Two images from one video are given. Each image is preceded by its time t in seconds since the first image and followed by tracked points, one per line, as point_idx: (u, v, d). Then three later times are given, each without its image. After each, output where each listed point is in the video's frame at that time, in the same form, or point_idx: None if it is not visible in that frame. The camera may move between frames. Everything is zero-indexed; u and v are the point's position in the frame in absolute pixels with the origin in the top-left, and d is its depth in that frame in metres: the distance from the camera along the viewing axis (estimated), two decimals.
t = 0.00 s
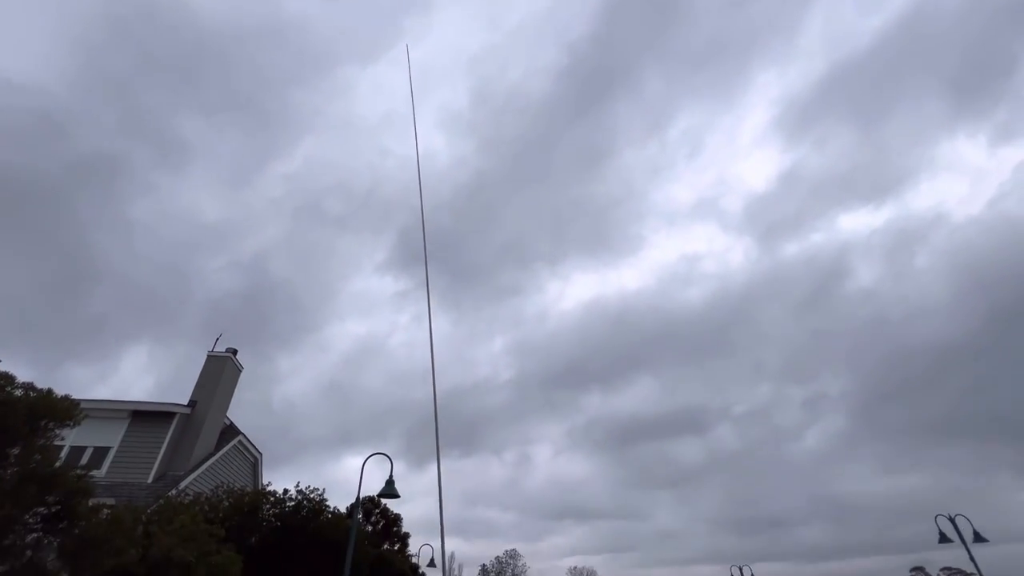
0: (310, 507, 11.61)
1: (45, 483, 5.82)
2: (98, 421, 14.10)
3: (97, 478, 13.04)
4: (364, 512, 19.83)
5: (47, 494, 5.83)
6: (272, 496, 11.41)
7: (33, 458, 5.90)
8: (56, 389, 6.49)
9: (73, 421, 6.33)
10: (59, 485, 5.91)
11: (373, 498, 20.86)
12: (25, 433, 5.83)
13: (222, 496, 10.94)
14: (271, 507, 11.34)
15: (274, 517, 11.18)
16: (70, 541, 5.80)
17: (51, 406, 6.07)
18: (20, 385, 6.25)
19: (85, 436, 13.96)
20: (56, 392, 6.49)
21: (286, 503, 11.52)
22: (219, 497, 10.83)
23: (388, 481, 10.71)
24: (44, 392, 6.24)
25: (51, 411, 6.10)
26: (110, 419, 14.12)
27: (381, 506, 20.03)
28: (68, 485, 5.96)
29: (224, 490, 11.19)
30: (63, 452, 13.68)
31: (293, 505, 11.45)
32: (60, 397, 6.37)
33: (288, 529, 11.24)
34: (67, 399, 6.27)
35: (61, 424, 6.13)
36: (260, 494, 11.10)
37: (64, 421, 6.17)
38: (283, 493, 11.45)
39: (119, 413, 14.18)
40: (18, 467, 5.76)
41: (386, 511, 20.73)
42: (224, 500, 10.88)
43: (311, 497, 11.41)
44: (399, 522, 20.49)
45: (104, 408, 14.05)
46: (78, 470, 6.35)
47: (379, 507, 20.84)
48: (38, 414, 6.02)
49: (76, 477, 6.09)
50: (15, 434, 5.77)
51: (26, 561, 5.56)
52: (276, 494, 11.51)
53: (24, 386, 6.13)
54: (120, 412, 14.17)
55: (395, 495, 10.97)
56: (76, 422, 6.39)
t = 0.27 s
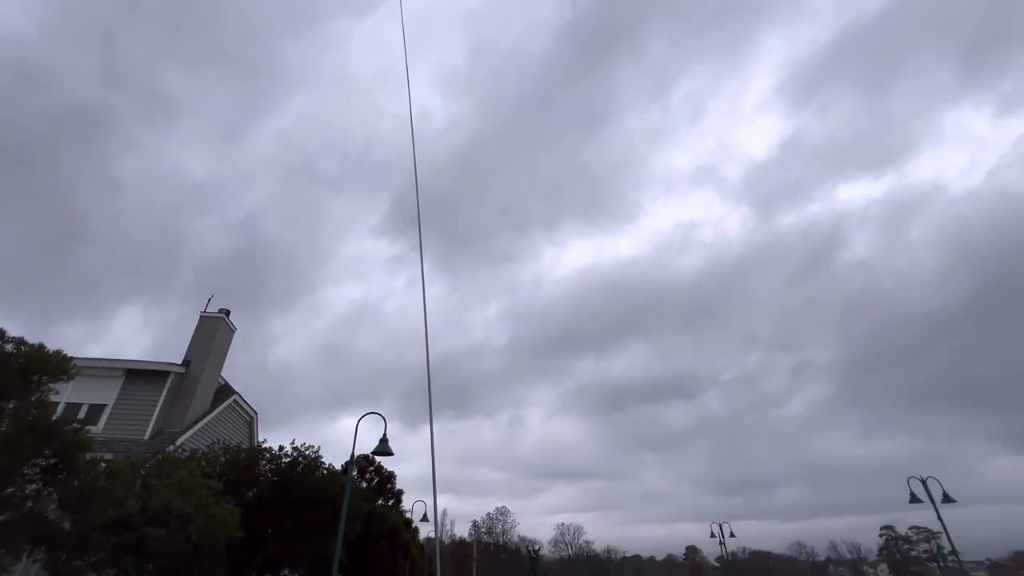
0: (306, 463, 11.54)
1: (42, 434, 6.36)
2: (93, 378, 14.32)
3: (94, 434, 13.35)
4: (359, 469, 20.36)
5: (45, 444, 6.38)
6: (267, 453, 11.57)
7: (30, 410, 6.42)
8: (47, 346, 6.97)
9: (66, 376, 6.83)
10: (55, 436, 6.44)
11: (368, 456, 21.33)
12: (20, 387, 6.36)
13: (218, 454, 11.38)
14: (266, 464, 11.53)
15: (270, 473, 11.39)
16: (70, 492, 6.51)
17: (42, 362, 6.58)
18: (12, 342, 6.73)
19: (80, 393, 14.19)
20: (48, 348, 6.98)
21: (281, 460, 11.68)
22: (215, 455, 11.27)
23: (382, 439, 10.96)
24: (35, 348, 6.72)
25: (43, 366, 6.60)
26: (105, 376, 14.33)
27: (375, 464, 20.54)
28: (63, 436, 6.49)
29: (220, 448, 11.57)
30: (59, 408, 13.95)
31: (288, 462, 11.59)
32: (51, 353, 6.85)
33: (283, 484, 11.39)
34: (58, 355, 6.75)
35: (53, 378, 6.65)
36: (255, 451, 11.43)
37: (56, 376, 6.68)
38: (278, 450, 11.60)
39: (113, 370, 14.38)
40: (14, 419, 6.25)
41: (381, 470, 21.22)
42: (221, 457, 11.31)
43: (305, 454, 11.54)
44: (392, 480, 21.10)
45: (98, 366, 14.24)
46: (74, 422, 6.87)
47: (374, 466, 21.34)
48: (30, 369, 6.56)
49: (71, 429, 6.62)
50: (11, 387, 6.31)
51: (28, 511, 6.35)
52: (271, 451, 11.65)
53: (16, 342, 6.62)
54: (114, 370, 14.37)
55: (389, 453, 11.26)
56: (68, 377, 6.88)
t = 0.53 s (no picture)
0: (302, 416, 11.69)
1: (40, 384, 6.19)
2: (88, 330, 14.50)
3: (92, 384, 13.61)
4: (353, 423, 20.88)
5: (45, 394, 6.24)
6: (264, 406, 11.77)
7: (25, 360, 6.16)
8: (36, 292, 6.63)
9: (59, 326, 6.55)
10: (54, 386, 6.32)
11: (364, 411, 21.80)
12: (14, 336, 6.07)
13: (216, 407, 11.46)
14: (264, 417, 11.75)
15: (267, 424, 11.59)
16: (71, 441, 6.52)
17: (35, 310, 6.26)
18: None
19: (76, 344, 14.40)
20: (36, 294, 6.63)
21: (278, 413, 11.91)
22: (213, 407, 11.32)
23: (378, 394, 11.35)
24: (25, 296, 6.37)
25: (35, 315, 6.28)
26: (100, 329, 14.50)
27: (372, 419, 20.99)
28: (62, 387, 6.38)
29: (218, 401, 11.65)
30: (55, 359, 14.15)
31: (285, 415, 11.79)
32: (41, 300, 6.51)
33: (281, 435, 11.51)
34: (51, 304, 6.44)
35: (48, 328, 6.35)
36: (253, 404, 11.55)
37: (51, 326, 6.40)
38: (275, 403, 11.82)
39: (107, 324, 14.55)
40: (9, 367, 5.99)
41: (377, 424, 21.71)
42: (219, 410, 11.38)
43: (303, 410, 11.78)
44: (386, 434, 21.70)
45: (92, 319, 14.41)
46: (70, 372, 6.69)
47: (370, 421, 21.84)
48: (22, 319, 6.22)
49: (70, 380, 6.49)
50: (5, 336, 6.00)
51: (30, 457, 6.13)
52: (268, 405, 11.86)
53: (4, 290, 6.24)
54: (108, 323, 14.54)
55: (384, 406, 11.65)
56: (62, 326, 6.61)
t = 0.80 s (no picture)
0: (301, 368, 11.87)
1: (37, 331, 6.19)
2: (84, 283, 14.84)
3: (91, 335, 14.03)
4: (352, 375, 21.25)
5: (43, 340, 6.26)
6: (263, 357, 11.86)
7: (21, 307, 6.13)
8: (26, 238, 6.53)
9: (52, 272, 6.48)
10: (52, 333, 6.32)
11: (362, 364, 22.21)
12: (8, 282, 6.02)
13: (216, 357, 11.52)
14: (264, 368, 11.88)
15: (267, 376, 11.61)
16: (72, 387, 6.66)
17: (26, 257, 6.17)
18: None
19: (73, 296, 14.78)
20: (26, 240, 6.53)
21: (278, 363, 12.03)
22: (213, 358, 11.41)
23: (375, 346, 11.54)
24: (15, 241, 6.26)
25: (27, 262, 6.20)
26: (95, 281, 14.82)
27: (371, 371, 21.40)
28: (60, 334, 6.38)
29: (217, 352, 11.74)
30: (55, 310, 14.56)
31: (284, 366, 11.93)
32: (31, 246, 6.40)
33: (281, 386, 11.56)
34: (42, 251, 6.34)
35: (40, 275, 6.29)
36: (252, 355, 11.66)
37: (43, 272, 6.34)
38: (275, 354, 11.93)
39: (103, 276, 14.85)
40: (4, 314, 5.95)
41: (375, 377, 22.16)
42: (218, 360, 11.50)
43: (302, 361, 12.00)
44: (385, 387, 22.13)
45: (88, 271, 14.71)
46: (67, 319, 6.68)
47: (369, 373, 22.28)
48: (14, 266, 6.15)
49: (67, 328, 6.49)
50: None
51: (34, 403, 6.26)
52: (267, 355, 11.94)
53: None
54: (104, 276, 14.83)
55: (382, 358, 11.87)
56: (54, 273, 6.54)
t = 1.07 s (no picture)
0: (301, 321, 12.13)
1: (34, 280, 6.10)
2: (80, 233, 14.84)
3: (91, 287, 14.17)
4: (351, 330, 21.49)
5: (40, 289, 6.17)
6: (263, 310, 11.99)
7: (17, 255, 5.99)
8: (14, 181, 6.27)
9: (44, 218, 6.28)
10: (49, 281, 6.24)
11: (361, 319, 22.45)
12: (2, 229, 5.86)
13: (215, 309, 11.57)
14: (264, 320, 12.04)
15: (266, 328, 11.85)
16: (74, 334, 6.73)
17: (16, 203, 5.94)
18: None
19: (69, 247, 14.79)
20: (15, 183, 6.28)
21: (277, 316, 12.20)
22: (213, 310, 11.43)
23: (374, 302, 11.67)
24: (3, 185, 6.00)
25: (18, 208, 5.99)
26: (91, 232, 14.84)
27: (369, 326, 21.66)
28: (57, 282, 6.29)
29: (215, 304, 11.77)
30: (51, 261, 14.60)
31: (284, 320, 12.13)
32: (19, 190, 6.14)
33: (281, 338, 11.82)
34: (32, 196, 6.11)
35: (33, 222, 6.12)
36: (251, 308, 11.74)
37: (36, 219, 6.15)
38: (274, 307, 12.08)
39: (98, 227, 14.85)
40: None
41: (374, 332, 22.45)
42: (218, 312, 11.54)
43: (302, 316, 12.17)
44: (384, 341, 22.42)
45: (83, 222, 14.69)
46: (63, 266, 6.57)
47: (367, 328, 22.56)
48: (5, 211, 5.94)
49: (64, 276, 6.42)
50: None
51: (36, 349, 6.29)
52: (267, 309, 12.08)
53: None
54: (99, 227, 14.84)
55: (381, 314, 12.04)
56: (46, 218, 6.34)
